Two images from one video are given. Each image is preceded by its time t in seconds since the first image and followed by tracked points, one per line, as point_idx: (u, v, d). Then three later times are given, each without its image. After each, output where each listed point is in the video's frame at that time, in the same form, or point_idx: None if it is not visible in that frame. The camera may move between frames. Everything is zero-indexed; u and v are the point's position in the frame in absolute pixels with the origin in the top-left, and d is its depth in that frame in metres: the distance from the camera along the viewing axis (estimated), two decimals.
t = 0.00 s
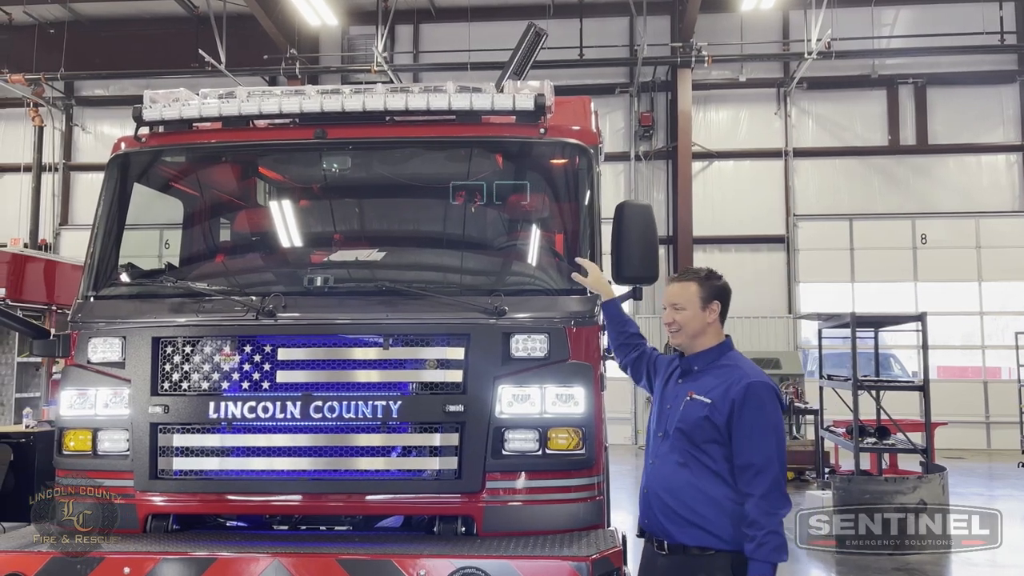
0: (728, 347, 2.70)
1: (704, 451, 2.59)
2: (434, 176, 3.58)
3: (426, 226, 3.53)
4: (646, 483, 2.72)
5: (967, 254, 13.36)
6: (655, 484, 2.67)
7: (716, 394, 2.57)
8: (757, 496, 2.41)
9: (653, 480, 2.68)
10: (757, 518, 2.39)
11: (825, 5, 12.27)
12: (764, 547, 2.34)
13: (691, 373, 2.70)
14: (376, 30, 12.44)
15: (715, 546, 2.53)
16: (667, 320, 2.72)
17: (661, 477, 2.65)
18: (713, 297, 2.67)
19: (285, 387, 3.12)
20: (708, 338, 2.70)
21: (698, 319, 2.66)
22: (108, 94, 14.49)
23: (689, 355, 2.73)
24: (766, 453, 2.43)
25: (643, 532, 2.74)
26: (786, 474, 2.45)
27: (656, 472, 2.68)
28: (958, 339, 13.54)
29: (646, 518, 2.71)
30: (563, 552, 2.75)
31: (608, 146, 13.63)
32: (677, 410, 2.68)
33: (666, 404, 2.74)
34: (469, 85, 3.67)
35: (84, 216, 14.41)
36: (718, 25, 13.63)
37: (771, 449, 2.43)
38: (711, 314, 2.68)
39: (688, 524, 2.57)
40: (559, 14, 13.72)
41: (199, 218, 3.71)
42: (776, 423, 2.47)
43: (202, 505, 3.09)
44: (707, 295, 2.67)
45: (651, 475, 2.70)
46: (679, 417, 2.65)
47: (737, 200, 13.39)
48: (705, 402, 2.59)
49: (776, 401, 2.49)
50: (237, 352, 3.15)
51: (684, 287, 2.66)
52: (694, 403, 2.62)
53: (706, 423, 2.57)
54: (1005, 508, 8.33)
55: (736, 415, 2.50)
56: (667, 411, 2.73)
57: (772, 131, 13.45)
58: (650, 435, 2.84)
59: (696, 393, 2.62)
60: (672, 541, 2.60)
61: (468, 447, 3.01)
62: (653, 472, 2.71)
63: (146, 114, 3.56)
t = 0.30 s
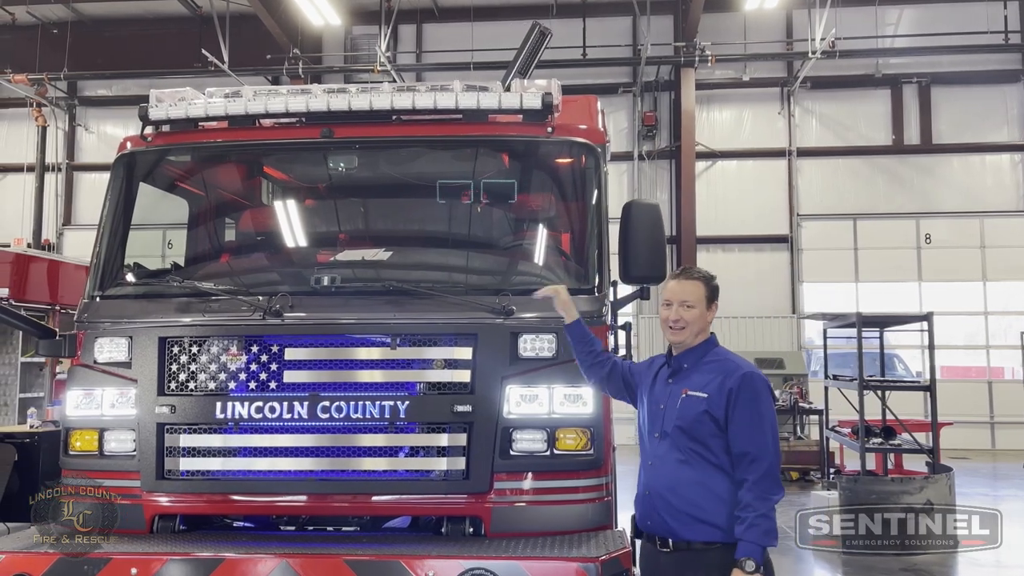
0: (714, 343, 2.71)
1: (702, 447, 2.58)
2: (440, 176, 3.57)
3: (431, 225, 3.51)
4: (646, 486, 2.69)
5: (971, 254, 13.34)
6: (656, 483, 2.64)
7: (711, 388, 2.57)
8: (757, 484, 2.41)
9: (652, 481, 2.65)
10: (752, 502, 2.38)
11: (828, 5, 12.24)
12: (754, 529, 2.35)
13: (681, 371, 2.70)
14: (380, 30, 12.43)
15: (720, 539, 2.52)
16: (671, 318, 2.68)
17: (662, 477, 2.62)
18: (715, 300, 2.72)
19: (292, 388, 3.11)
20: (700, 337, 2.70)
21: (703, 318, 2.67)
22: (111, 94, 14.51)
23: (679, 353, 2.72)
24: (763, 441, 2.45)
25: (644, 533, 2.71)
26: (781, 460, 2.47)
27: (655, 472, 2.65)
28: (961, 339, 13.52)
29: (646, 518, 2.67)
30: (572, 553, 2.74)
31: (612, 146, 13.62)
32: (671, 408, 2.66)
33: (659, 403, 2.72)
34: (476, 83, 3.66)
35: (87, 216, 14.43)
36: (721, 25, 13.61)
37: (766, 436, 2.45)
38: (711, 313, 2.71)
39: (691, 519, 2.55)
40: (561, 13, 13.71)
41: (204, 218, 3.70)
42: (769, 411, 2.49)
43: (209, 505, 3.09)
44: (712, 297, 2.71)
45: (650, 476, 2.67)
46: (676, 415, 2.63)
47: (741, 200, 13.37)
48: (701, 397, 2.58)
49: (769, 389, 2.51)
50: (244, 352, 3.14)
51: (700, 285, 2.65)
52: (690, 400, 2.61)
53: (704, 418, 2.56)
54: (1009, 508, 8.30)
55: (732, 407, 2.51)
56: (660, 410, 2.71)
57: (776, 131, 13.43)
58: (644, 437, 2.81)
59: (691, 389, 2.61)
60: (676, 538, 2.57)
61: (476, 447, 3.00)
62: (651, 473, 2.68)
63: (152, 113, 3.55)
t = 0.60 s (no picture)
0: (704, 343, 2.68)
1: (721, 449, 2.54)
2: (446, 175, 3.56)
3: (436, 225, 3.52)
4: (662, 496, 2.59)
5: (975, 254, 13.32)
6: (677, 492, 2.56)
7: (725, 388, 2.55)
8: (787, 475, 2.45)
9: (671, 491, 2.56)
10: (786, 494, 2.44)
11: (832, 5, 12.23)
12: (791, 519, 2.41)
13: (682, 375, 2.62)
14: (383, 30, 12.43)
15: (749, 537, 2.50)
16: (668, 326, 2.57)
17: (683, 486, 2.54)
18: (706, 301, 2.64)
19: (299, 388, 3.10)
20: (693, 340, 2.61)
21: (698, 322, 2.58)
22: (115, 95, 14.53)
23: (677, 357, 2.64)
24: (784, 432, 2.48)
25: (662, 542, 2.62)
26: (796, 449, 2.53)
27: (674, 481, 2.56)
28: (964, 340, 13.50)
29: (668, 529, 2.58)
30: (580, 554, 2.73)
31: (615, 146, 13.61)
32: (683, 414, 2.59)
33: (664, 410, 2.63)
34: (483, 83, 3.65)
35: (91, 216, 14.45)
36: (725, 24, 13.60)
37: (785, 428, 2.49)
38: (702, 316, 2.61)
39: (721, 522, 2.50)
40: (565, 13, 13.72)
41: (209, 218, 3.69)
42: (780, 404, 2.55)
43: (215, 506, 3.08)
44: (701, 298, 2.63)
45: (667, 486, 2.58)
46: (691, 420, 2.56)
47: (744, 200, 13.34)
48: (717, 399, 2.55)
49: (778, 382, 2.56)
50: (251, 353, 3.13)
51: (694, 290, 2.55)
52: (703, 403, 2.56)
53: (722, 419, 2.53)
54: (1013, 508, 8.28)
55: (750, 403, 2.52)
56: (667, 417, 2.62)
57: (779, 131, 13.41)
58: (643, 447, 2.70)
59: (704, 393, 2.56)
60: (706, 543, 2.52)
61: (484, 448, 2.99)
62: (667, 482, 2.58)
63: (158, 113, 3.54)
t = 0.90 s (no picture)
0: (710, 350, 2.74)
1: (744, 450, 2.61)
2: (451, 175, 3.56)
3: (441, 225, 3.51)
4: (690, 502, 2.62)
5: (979, 254, 13.30)
6: (705, 498, 2.60)
7: (745, 389, 2.63)
8: (812, 467, 2.55)
9: (700, 496, 2.60)
10: (816, 486, 2.53)
11: (836, 4, 12.20)
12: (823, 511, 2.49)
13: (699, 380, 2.68)
14: (386, 30, 12.43)
15: (778, 534, 2.57)
16: (671, 334, 2.62)
17: (713, 490, 2.59)
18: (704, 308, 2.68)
19: (305, 388, 3.09)
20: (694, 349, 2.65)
21: (699, 329, 2.63)
22: (118, 95, 14.53)
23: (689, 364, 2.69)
24: (804, 427, 2.59)
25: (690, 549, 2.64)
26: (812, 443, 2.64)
27: (700, 487, 2.60)
28: (968, 339, 13.49)
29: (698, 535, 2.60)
30: (586, 554, 2.72)
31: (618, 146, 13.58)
32: (705, 419, 2.64)
33: (683, 417, 2.67)
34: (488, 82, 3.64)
35: (94, 217, 14.46)
36: (728, 24, 13.58)
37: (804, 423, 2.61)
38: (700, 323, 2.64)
39: (751, 522, 2.55)
40: (567, 13, 13.71)
41: (213, 219, 3.71)
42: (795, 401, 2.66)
43: (220, 506, 3.07)
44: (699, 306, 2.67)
45: (693, 492, 2.61)
46: (714, 424, 2.62)
47: (748, 200, 13.32)
48: (738, 401, 2.62)
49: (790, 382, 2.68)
50: (256, 353, 3.13)
51: (692, 298, 2.59)
52: (724, 407, 2.63)
53: (745, 420, 2.61)
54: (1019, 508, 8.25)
55: (771, 402, 2.61)
56: (687, 424, 2.66)
57: (783, 130, 13.39)
58: (661, 457, 2.72)
59: (724, 397, 2.62)
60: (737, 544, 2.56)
61: (490, 448, 2.98)
62: (693, 489, 2.62)
63: (163, 113, 3.53)
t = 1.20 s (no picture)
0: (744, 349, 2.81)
1: (779, 446, 2.66)
2: (457, 175, 3.55)
3: (446, 225, 3.51)
4: (725, 496, 2.67)
5: (984, 254, 13.28)
6: (740, 492, 2.65)
7: (781, 386, 2.69)
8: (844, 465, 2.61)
9: (734, 490, 2.65)
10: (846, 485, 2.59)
11: (840, 4, 12.19)
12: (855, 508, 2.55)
13: (735, 377, 2.75)
14: (390, 30, 12.43)
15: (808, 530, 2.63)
16: (706, 328, 2.69)
17: (748, 485, 2.64)
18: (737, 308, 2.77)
19: (311, 388, 3.08)
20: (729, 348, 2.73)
21: (733, 326, 2.71)
22: (122, 95, 14.55)
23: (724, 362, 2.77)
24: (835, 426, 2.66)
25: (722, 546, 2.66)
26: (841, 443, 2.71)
27: (735, 481, 2.66)
28: (971, 339, 13.48)
29: (731, 531, 2.64)
30: (593, 555, 2.71)
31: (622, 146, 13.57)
32: (741, 414, 2.70)
33: (719, 413, 2.73)
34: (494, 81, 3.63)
35: (97, 217, 14.48)
36: (732, 24, 13.56)
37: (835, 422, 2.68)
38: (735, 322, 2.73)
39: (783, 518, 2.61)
40: (571, 13, 13.68)
41: (220, 218, 3.71)
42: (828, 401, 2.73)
43: (227, 506, 3.07)
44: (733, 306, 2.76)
45: (728, 486, 2.66)
46: (751, 420, 2.68)
47: (751, 200, 13.31)
48: (774, 397, 2.68)
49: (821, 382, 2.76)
50: (263, 352, 3.12)
51: (727, 294, 2.68)
52: (761, 403, 2.69)
53: (781, 417, 2.67)
54: None
55: (805, 400, 2.68)
56: (723, 420, 2.72)
57: (787, 130, 13.37)
58: (695, 451, 2.77)
59: (761, 392, 2.69)
60: (770, 541, 2.61)
61: (497, 448, 2.97)
62: (727, 483, 2.67)
63: (169, 113, 3.52)
